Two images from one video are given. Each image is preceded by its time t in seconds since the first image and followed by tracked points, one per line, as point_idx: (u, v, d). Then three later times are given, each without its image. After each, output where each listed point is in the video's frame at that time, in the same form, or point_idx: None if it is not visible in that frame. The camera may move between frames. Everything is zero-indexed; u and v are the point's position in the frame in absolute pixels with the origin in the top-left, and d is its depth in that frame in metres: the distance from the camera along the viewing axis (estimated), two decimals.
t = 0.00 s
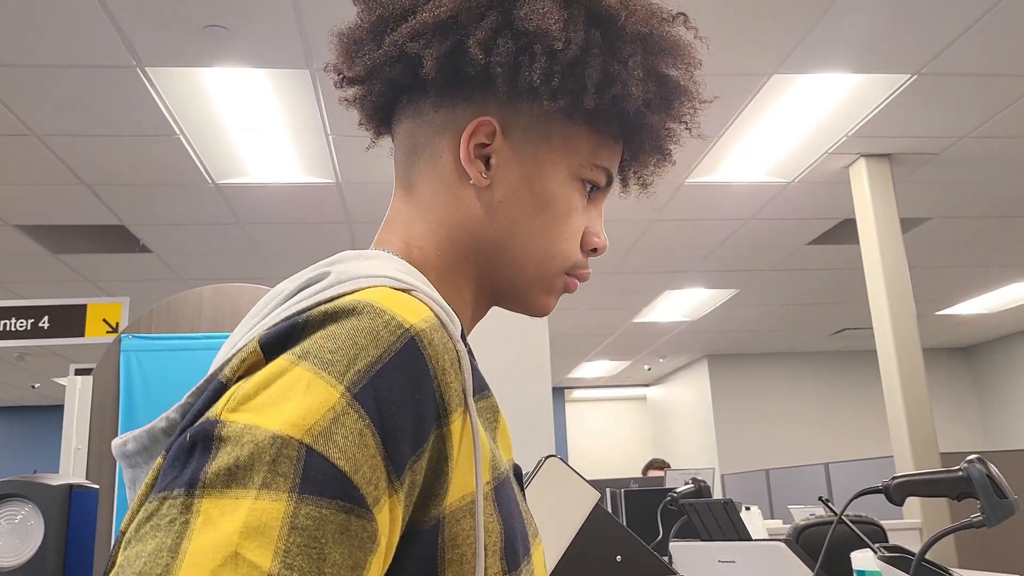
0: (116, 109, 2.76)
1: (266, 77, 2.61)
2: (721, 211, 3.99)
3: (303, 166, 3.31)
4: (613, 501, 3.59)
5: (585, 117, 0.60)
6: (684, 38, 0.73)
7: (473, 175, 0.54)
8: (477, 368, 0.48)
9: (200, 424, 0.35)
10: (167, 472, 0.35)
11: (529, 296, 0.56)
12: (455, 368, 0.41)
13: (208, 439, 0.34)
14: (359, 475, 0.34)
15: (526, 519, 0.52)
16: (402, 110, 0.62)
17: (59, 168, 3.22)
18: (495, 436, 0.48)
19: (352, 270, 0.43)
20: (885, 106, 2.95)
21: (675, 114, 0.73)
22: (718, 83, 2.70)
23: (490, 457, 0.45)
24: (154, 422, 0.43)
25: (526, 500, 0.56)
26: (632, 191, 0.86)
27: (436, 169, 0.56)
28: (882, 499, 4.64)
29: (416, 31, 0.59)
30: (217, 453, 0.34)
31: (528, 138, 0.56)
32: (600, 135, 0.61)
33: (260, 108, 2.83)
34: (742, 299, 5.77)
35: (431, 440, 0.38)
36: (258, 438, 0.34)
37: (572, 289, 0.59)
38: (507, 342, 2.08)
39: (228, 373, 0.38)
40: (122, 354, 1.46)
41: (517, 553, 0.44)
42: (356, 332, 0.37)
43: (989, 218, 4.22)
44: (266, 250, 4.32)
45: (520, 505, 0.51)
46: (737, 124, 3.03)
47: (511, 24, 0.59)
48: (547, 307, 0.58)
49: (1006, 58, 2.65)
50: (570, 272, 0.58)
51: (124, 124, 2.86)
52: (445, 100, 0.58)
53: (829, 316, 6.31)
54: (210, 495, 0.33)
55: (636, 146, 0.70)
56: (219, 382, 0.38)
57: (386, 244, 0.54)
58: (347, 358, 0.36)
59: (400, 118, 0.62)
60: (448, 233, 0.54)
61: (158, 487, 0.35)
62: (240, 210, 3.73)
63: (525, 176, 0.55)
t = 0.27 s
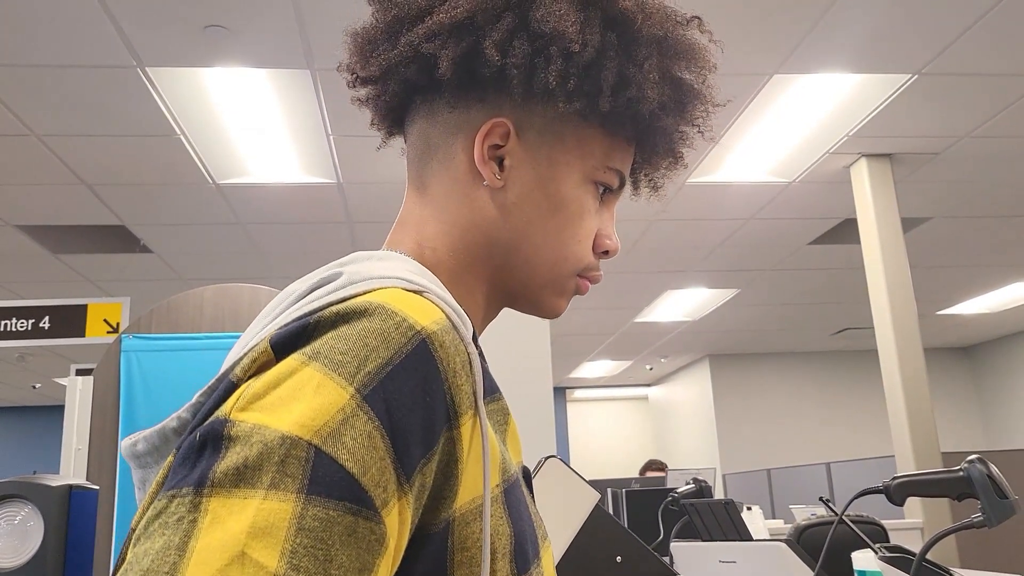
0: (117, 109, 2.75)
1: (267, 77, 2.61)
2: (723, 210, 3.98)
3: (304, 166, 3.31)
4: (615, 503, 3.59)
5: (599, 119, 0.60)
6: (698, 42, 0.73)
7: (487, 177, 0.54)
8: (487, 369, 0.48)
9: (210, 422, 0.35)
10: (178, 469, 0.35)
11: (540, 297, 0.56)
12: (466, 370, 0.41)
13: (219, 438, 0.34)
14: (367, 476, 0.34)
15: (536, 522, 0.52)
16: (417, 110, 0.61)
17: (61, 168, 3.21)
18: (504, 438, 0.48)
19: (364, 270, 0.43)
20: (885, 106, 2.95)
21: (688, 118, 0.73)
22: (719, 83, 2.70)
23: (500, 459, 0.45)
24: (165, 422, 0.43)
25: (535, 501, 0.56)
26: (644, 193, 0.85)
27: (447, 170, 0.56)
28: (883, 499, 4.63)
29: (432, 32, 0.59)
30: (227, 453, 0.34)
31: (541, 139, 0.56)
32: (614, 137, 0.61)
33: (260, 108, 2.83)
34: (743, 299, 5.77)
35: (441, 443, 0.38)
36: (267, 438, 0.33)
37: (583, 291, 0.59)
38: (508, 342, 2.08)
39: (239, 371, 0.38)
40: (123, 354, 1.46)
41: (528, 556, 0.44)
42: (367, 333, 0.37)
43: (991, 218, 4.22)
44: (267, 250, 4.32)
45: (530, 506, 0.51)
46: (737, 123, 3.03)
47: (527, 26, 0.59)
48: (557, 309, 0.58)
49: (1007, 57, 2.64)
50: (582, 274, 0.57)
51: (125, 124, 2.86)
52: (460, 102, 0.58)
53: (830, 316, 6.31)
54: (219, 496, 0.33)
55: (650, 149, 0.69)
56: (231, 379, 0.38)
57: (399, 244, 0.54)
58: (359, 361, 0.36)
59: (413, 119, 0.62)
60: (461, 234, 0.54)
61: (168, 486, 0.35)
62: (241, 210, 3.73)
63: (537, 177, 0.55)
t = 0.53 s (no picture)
0: (115, 109, 2.75)
1: (265, 77, 2.61)
2: (721, 210, 3.99)
3: (302, 166, 3.31)
4: (614, 502, 3.59)
5: (596, 120, 0.60)
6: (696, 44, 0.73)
7: (482, 176, 0.54)
8: (482, 369, 0.48)
9: (204, 422, 0.35)
10: (172, 470, 0.35)
11: (537, 297, 0.56)
12: (459, 368, 0.41)
13: (212, 438, 0.34)
14: (361, 475, 0.34)
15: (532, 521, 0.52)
16: (415, 110, 0.62)
17: (59, 168, 3.21)
18: (499, 437, 0.48)
19: (358, 270, 0.43)
20: (883, 105, 2.95)
21: (685, 119, 0.73)
22: (717, 83, 2.70)
23: (495, 458, 0.45)
24: (161, 422, 0.43)
25: (531, 501, 0.56)
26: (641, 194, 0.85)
27: (445, 169, 0.56)
28: (881, 498, 4.64)
29: (431, 32, 0.59)
30: (220, 453, 0.34)
31: (538, 139, 0.56)
32: (611, 138, 0.61)
33: (258, 109, 2.83)
34: (741, 298, 5.77)
35: (434, 441, 0.38)
36: (260, 438, 0.33)
37: (580, 291, 0.59)
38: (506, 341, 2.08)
39: (233, 371, 0.38)
40: (122, 355, 1.46)
41: (522, 555, 0.44)
42: (360, 332, 0.37)
43: (989, 217, 4.22)
44: (266, 250, 4.32)
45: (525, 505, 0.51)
46: (736, 123, 3.03)
47: (525, 27, 0.59)
48: (554, 309, 0.58)
49: (1005, 57, 2.65)
50: (578, 274, 0.57)
51: (124, 124, 2.86)
52: (458, 101, 0.58)
53: (828, 316, 6.31)
54: (212, 495, 0.33)
55: (648, 150, 0.70)
56: (225, 379, 0.38)
57: (396, 243, 0.54)
58: (353, 360, 0.36)
59: (411, 119, 0.62)
60: (458, 233, 0.54)
61: (161, 486, 0.35)
62: (239, 210, 3.73)
63: (533, 178, 0.55)
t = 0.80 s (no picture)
0: (114, 110, 2.75)
1: (264, 79, 2.61)
2: (720, 211, 3.99)
3: (301, 167, 3.31)
4: (613, 504, 3.59)
5: (575, 118, 0.60)
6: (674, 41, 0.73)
7: (469, 176, 0.54)
8: (468, 370, 0.48)
9: (194, 427, 0.35)
10: (161, 474, 0.35)
11: (520, 296, 0.56)
12: (447, 369, 0.41)
13: (202, 443, 0.34)
14: (352, 476, 0.34)
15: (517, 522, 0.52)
16: (393, 110, 0.61)
17: (57, 170, 3.21)
18: (486, 438, 0.48)
19: (345, 272, 0.43)
20: (882, 106, 2.95)
21: (665, 116, 0.73)
22: (716, 84, 2.70)
23: (482, 460, 0.45)
24: (146, 425, 0.43)
25: (517, 502, 0.56)
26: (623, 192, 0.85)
27: (429, 170, 0.56)
28: (881, 499, 4.64)
29: (408, 32, 0.59)
30: (211, 456, 0.34)
31: (518, 138, 0.56)
32: (590, 136, 0.61)
33: (257, 110, 2.83)
34: (741, 300, 5.77)
35: (423, 443, 0.38)
36: (252, 441, 0.33)
37: (564, 289, 0.59)
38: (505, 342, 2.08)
39: (220, 375, 0.38)
40: (121, 357, 1.46)
41: (508, 556, 0.44)
42: (348, 335, 0.37)
43: (988, 218, 4.22)
44: (265, 252, 4.32)
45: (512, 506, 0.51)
46: (735, 124, 3.03)
47: (502, 25, 0.59)
48: (539, 307, 0.58)
49: (1003, 58, 2.65)
50: (561, 272, 0.57)
51: (123, 125, 2.86)
52: (436, 101, 0.58)
53: (827, 317, 6.32)
54: (205, 499, 0.32)
55: (627, 147, 0.69)
56: (211, 383, 0.38)
57: (378, 243, 0.53)
58: (340, 361, 0.36)
59: (390, 118, 0.62)
60: (441, 233, 0.53)
61: (150, 491, 0.35)
62: (238, 211, 3.73)
63: (517, 177, 0.55)
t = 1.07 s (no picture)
0: (114, 112, 2.75)
1: (265, 80, 2.61)
2: (720, 212, 3.99)
3: (301, 169, 3.31)
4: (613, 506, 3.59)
5: (578, 118, 0.60)
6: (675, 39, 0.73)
7: (470, 178, 0.54)
8: (474, 372, 0.48)
9: (198, 428, 0.35)
10: (166, 476, 0.35)
11: (526, 296, 0.56)
12: (450, 370, 0.41)
13: (205, 443, 0.34)
14: (353, 477, 0.34)
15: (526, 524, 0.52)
16: (398, 115, 0.62)
17: (58, 171, 3.21)
18: (492, 440, 0.48)
19: (348, 275, 0.43)
20: (882, 107, 2.95)
21: (668, 114, 0.73)
22: (716, 86, 2.71)
23: (488, 461, 0.45)
24: (155, 429, 0.44)
25: (525, 504, 0.56)
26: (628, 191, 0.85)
27: (431, 173, 0.56)
28: (881, 500, 4.64)
29: (411, 37, 0.59)
30: (213, 457, 0.34)
31: (521, 139, 0.56)
32: (595, 135, 0.61)
33: (258, 112, 2.84)
34: (741, 300, 5.77)
35: (426, 444, 0.38)
36: (253, 441, 0.33)
37: (570, 289, 0.59)
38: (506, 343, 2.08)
39: (224, 378, 0.38)
40: (121, 359, 1.46)
41: (515, 558, 0.44)
42: (353, 337, 0.37)
43: (988, 219, 4.23)
44: (265, 253, 4.32)
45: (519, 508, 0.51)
46: (734, 125, 3.04)
47: (504, 28, 0.60)
48: (545, 307, 0.58)
49: (1003, 59, 2.65)
50: (568, 272, 0.58)
51: (123, 127, 2.86)
52: (440, 104, 0.58)
53: (827, 317, 6.32)
54: (207, 500, 0.33)
55: (631, 146, 0.70)
56: (216, 386, 0.38)
57: (384, 247, 0.54)
58: (343, 362, 0.36)
59: (394, 123, 0.62)
60: (446, 235, 0.54)
61: (156, 492, 0.35)
62: (238, 213, 3.73)
63: (520, 177, 0.55)
